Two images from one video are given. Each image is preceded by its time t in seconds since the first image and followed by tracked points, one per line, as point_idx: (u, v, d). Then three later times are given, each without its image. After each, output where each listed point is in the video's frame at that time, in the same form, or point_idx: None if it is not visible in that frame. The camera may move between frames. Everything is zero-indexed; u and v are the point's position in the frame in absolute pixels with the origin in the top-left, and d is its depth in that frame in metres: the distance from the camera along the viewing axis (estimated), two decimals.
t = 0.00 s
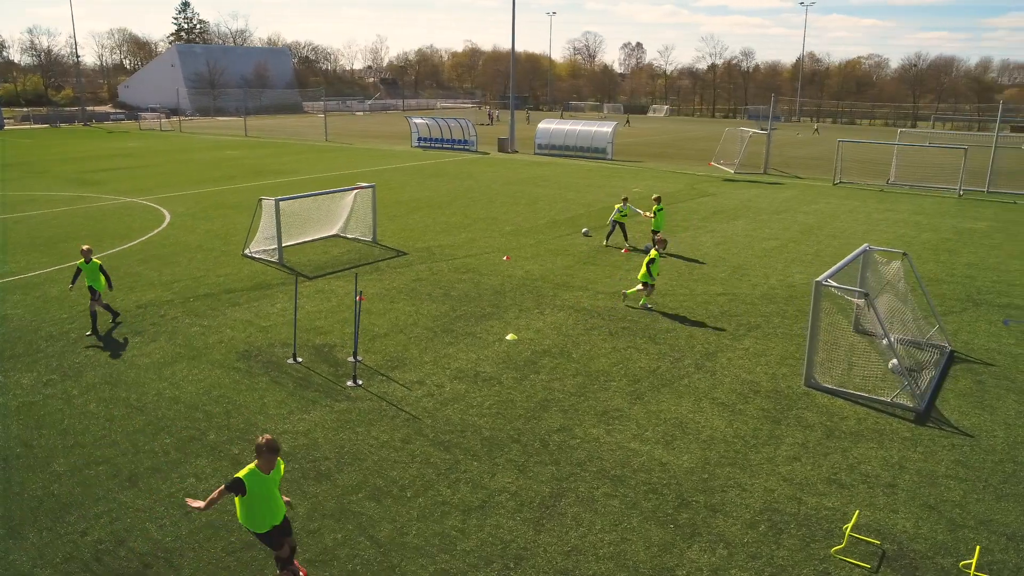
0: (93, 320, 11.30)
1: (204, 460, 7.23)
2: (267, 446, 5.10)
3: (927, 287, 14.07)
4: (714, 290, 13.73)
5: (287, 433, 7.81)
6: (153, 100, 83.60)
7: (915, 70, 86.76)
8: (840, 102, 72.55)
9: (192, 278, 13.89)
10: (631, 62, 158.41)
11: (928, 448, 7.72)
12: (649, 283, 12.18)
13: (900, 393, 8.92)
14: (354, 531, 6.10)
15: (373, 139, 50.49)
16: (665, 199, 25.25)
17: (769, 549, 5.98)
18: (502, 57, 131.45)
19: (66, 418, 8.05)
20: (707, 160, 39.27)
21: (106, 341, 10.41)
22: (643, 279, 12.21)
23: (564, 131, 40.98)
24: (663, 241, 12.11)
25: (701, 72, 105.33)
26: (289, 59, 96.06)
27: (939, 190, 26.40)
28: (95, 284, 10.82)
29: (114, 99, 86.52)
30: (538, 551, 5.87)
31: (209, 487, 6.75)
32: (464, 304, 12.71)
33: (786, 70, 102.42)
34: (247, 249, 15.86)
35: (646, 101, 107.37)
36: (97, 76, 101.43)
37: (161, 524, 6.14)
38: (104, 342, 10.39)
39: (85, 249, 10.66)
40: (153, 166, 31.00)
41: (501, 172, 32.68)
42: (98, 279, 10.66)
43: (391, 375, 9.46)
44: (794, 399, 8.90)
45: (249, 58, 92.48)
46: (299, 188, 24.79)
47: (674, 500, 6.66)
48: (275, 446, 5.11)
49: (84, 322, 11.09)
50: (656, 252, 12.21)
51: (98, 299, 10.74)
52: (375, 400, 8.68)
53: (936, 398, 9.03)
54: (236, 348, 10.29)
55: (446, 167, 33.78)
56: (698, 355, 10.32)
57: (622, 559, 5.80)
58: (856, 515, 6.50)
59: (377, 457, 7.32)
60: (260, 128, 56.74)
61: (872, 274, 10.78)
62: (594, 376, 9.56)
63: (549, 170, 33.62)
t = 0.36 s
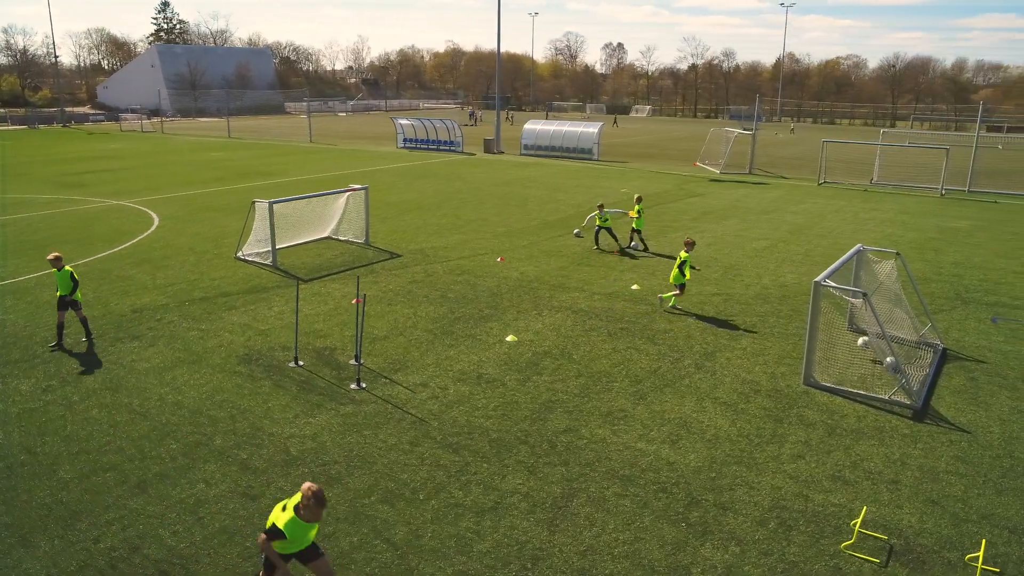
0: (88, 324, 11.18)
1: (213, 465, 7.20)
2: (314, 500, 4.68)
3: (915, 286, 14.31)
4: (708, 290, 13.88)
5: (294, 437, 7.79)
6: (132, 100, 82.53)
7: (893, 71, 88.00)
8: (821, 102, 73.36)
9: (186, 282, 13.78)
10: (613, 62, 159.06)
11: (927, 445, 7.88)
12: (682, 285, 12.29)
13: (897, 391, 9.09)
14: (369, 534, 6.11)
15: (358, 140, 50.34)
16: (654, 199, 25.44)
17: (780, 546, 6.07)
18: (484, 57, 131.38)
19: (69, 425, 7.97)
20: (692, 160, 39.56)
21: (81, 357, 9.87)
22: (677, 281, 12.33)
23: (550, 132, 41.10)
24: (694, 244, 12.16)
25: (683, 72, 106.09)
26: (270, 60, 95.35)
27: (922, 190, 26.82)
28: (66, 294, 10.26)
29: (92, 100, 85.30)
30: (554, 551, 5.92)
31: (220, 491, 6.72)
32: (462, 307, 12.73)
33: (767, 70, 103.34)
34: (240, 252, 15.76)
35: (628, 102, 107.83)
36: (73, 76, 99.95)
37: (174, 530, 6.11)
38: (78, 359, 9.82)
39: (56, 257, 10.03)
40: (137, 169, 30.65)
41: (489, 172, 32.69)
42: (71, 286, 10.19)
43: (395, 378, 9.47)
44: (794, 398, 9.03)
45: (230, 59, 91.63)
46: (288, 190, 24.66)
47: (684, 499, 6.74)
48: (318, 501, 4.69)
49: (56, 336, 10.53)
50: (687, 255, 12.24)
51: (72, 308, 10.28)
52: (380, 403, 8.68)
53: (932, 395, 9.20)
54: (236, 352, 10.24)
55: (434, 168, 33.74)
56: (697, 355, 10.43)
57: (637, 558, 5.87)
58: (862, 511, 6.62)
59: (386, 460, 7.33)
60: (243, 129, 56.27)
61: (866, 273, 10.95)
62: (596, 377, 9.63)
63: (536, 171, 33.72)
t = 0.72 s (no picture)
0: (85, 329, 11.08)
1: (224, 468, 7.20)
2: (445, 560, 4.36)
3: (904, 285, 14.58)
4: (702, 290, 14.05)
5: (304, 439, 7.81)
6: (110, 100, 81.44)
7: (870, 71, 89.19)
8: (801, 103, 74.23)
9: (181, 284, 13.69)
10: (594, 62, 159.64)
11: (926, 439, 8.07)
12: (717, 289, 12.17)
13: (894, 387, 9.29)
14: (387, 534, 6.16)
15: (342, 141, 50.17)
16: (642, 199, 25.63)
17: (790, 539, 6.22)
18: (466, 57, 131.22)
19: (75, 430, 7.92)
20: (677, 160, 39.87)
21: (52, 374, 9.35)
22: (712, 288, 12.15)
23: (536, 132, 41.22)
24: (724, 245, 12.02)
25: (664, 72, 106.71)
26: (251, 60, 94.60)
27: (905, 190, 27.26)
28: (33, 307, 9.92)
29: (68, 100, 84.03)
30: (571, 548, 6.02)
31: (234, 494, 6.73)
32: (460, 309, 12.79)
33: (747, 71, 104.27)
34: (233, 254, 15.69)
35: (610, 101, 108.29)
36: (48, 76, 98.37)
37: (191, 534, 6.10)
38: (49, 376, 9.32)
39: (19, 268, 9.69)
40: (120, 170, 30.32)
41: (477, 173, 32.73)
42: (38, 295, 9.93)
43: (399, 379, 9.51)
44: (794, 395, 9.19)
45: (209, 59, 90.74)
46: (276, 192, 24.53)
47: (694, 495, 6.86)
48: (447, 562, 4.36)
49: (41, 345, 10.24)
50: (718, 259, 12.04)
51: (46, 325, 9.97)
52: (387, 404, 8.72)
53: (928, 390, 9.41)
54: (238, 355, 10.21)
55: (421, 169, 33.71)
56: (697, 354, 10.58)
57: (653, 553, 5.98)
58: (868, 504, 6.78)
59: (398, 461, 7.37)
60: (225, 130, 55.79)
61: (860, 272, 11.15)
62: (599, 377, 9.74)
63: (524, 172, 33.82)
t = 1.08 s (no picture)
0: (83, 331, 11.01)
1: (235, 466, 7.22)
2: None
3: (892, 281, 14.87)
4: (696, 287, 14.24)
5: (313, 437, 7.84)
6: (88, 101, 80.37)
7: (848, 71, 90.38)
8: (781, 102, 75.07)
9: (175, 285, 13.63)
10: (574, 62, 160.19)
11: (922, 429, 8.28)
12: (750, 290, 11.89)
13: (889, 379, 9.50)
14: (404, 529, 6.22)
15: (326, 142, 49.92)
16: (630, 199, 25.85)
17: (799, 527, 6.37)
18: (447, 58, 131.05)
19: (82, 431, 7.89)
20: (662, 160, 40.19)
21: (22, 389, 8.93)
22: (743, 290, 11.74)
23: (522, 132, 41.35)
24: (756, 247, 11.78)
25: (645, 72, 107.37)
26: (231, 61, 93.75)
27: (887, 188, 27.72)
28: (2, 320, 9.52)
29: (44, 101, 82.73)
30: (587, 540, 6.12)
31: (248, 492, 6.75)
32: (457, 308, 12.86)
33: (727, 71, 105.20)
34: (227, 255, 15.63)
35: (592, 102, 108.74)
36: (23, 76, 96.83)
37: (208, 531, 6.12)
38: (19, 391, 8.89)
39: None
40: (104, 171, 30.00)
41: (464, 173, 32.76)
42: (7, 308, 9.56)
43: (403, 378, 9.56)
44: (792, 389, 9.38)
45: (190, 60, 89.94)
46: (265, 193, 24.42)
47: (703, 486, 7.00)
48: None
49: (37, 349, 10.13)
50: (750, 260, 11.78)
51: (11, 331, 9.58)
52: (393, 402, 8.78)
53: (923, 383, 9.62)
54: (240, 355, 10.22)
55: (408, 169, 33.70)
56: (695, 350, 10.74)
57: (667, 543, 6.11)
58: (872, 493, 6.95)
59: (409, 458, 7.42)
60: (208, 130, 55.31)
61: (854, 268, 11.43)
62: (601, 373, 9.87)
63: (510, 171, 33.94)
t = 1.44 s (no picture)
0: (80, 332, 10.93)
1: (248, 463, 7.24)
2: None
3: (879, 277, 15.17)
4: (689, 284, 14.43)
5: (323, 434, 7.88)
6: (64, 101, 79.10)
7: (826, 71, 91.56)
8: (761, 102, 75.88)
9: (169, 286, 13.55)
10: (554, 62, 160.57)
11: (919, 420, 8.51)
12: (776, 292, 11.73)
13: (884, 371, 9.74)
14: (422, 522, 6.29)
15: (309, 142, 49.66)
16: (618, 197, 26.05)
17: (806, 514, 6.54)
18: (428, 58, 130.72)
19: (89, 431, 7.85)
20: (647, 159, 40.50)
21: None
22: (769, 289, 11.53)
23: (507, 132, 41.44)
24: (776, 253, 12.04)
25: (625, 71, 107.94)
26: (209, 60, 92.76)
27: (868, 186, 28.20)
28: None
29: (18, 101, 81.25)
30: (603, 531, 6.23)
31: (262, 489, 6.78)
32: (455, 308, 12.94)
33: (706, 71, 106.05)
34: (220, 255, 15.56)
35: (573, 102, 109.03)
36: None
37: (226, 528, 6.15)
38: None
39: None
40: (86, 172, 29.62)
41: (450, 173, 32.78)
42: None
43: (408, 375, 9.61)
44: (791, 382, 9.57)
45: (167, 59, 88.95)
46: (252, 193, 24.28)
47: (711, 477, 7.15)
48: None
49: (35, 352, 10.02)
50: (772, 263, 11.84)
51: None
52: (399, 399, 8.83)
53: (916, 375, 9.88)
54: (242, 354, 10.21)
55: (394, 169, 33.65)
56: (694, 345, 10.90)
57: (680, 532, 6.24)
58: (875, 481, 7.14)
59: (421, 453, 7.49)
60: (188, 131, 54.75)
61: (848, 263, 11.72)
62: (603, 368, 9.99)
63: (497, 171, 34.01)
